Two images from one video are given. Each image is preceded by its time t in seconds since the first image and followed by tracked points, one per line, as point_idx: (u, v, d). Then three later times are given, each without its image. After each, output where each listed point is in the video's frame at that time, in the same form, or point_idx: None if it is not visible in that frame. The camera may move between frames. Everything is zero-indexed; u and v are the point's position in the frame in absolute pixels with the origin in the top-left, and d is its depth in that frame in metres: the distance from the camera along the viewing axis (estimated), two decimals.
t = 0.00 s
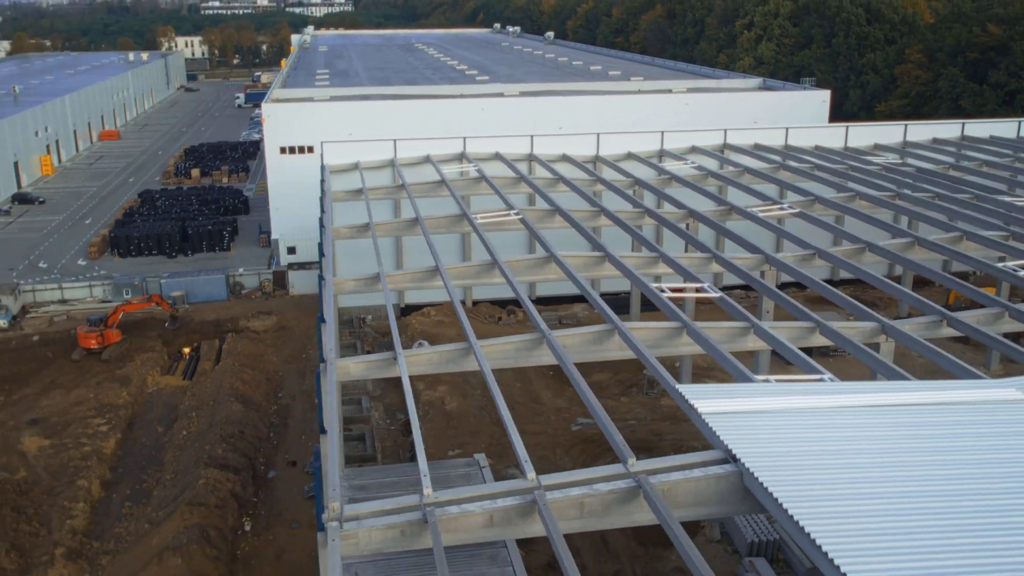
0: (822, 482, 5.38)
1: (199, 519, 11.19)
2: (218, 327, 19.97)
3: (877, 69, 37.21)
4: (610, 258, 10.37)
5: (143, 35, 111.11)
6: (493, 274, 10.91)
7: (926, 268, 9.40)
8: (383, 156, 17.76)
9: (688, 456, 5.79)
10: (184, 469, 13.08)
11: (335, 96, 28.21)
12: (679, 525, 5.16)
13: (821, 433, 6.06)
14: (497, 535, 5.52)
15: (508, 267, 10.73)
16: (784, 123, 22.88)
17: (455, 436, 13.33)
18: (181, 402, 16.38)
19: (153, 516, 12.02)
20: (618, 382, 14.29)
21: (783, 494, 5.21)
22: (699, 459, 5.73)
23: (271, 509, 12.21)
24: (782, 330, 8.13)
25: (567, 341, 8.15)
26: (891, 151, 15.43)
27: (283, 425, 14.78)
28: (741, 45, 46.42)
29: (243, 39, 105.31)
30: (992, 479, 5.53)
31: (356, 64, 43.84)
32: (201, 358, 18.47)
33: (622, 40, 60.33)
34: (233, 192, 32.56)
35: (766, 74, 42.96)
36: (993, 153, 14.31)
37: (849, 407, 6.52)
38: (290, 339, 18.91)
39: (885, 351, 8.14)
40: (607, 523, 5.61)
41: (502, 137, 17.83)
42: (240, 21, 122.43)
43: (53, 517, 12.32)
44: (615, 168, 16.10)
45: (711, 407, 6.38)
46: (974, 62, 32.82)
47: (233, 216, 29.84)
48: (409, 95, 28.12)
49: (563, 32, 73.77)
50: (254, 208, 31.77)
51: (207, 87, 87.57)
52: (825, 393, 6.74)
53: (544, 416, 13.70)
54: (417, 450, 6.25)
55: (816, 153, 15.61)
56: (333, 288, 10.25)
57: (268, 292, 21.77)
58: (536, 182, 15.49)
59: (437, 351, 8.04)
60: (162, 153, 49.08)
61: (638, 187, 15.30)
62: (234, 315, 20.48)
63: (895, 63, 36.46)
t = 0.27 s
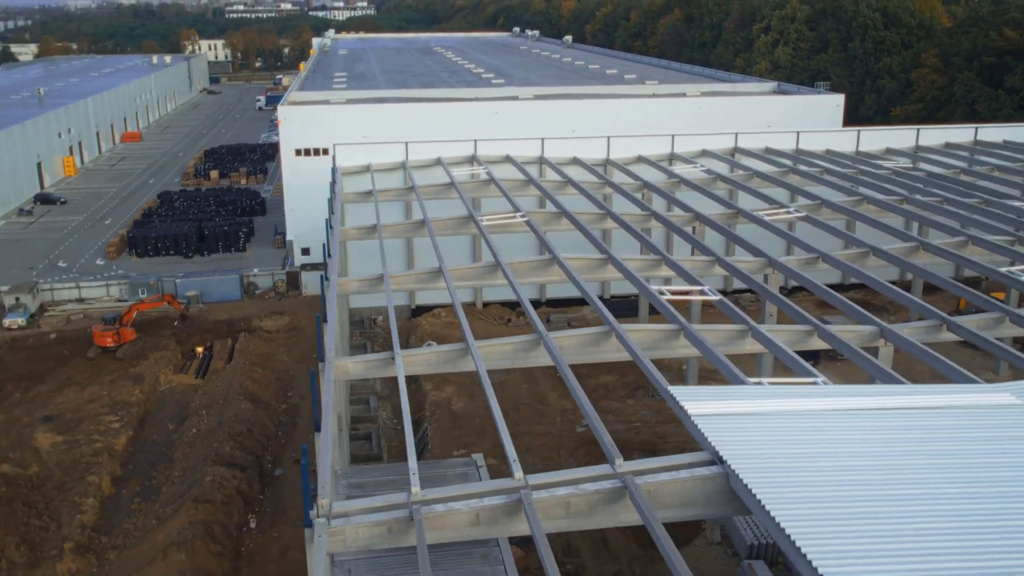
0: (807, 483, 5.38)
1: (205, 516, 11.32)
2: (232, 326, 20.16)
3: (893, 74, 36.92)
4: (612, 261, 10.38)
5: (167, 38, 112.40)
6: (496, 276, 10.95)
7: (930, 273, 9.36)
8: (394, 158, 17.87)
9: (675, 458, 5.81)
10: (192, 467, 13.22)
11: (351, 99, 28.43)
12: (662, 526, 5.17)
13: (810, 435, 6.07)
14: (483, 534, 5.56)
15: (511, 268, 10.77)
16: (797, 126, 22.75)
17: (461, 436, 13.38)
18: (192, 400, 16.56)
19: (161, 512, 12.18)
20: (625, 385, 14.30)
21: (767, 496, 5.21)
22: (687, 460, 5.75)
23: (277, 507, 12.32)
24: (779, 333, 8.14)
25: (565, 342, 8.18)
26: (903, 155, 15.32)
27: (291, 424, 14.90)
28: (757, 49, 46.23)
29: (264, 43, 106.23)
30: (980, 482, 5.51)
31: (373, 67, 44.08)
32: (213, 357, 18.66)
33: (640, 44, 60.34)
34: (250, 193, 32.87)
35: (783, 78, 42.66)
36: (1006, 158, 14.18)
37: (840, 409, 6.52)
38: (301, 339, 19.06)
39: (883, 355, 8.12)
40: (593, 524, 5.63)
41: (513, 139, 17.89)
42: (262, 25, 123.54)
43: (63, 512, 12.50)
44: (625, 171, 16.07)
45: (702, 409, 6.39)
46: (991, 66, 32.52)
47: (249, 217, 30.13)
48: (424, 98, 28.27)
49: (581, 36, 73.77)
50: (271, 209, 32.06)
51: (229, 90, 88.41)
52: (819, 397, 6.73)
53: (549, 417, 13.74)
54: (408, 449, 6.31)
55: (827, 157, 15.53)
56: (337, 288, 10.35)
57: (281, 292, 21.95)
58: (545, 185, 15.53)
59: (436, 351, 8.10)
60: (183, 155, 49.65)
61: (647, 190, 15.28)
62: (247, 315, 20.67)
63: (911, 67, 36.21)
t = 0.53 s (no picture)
0: (794, 487, 5.40)
1: (207, 514, 11.42)
2: (240, 327, 20.30)
3: (904, 77, 36.69)
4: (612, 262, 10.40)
5: (184, 40, 113.28)
6: (497, 277, 10.98)
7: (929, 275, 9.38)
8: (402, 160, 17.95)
9: (663, 458, 5.84)
10: (197, 465, 13.34)
11: (361, 101, 28.57)
12: (647, 526, 5.19)
13: (799, 438, 6.08)
14: (471, 533, 5.58)
15: (512, 270, 10.82)
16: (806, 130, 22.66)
17: (463, 436, 13.41)
18: (199, 399, 16.68)
19: (165, 510, 12.28)
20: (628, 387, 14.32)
21: (752, 499, 5.24)
22: (674, 460, 5.77)
23: (279, 506, 12.40)
24: (775, 335, 8.18)
25: (561, 344, 8.21)
26: (910, 159, 15.26)
27: (296, 423, 14.99)
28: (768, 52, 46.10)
29: (279, 45, 106.83)
30: (967, 488, 5.52)
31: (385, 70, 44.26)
32: (221, 357, 18.79)
33: (652, 47, 60.33)
34: (262, 195, 33.08)
35: (794, 82, 42.49)
36: (1013, 162, 14.12)
37: (831, 413, 6.53)
38: (309, 339, 19.16)
39: (880, 358, 8.14)
40: (581, 523, 5.65)
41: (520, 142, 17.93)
42: (278, 28, 124.27)
43: (70, 509, 12.63)
44: (631, 174, 16.04)
45: (691, 411, 6.44)
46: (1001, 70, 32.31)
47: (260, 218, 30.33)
48: (434, 100, 28.38)
49: (594, 39, 73.72)
50: (282, 211, 32.27)
51: (244, 92, 88.95)
52: (811, 400, 6.74)
53: (552, 419, 13.75)
54: (400, 448, 6.35)
55: (833, 160, 15.46)
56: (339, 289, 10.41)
57: (290, 292, 22.11)
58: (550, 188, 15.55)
59: (432, 352, 8.16)
60: (196, 156, 50.00)
61: (652, 193, 15.26)
62: (256, 315, 20.81)
63: (921, 71, 36.02)
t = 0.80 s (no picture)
0: (778, 488, 5.43)
1: (212, 512, 11.55)
2: (251, 327, 20.48)
3: (916, 81, 36.48)
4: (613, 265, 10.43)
5: (203, 44, 114.38)
6: (499, 279, 11.02)
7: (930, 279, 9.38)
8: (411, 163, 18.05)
9: (650, 460, 5.87)
10: (204, 464, 13.49)
11: (373, 105, 28.74)
12: (630, 526, 5.23)
13: (786, 440, 6.11)
14: (458, 532, 5.63)
15: (514, 273, 10.87)
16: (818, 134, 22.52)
17: (466, 437, 13.48)
18: (209, 399, 16.85)
19: (171, 508, 12.42)
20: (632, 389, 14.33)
21: (735, 501, 5.27)
22: (660, 462, 5.81)
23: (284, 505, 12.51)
24: (771, 339, 8.20)
25: (557, 346, 8.25)
26: (918, 163, 15.18)
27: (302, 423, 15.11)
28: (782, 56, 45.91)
29: (296, 49, 107.64)
30: (952, 491, 5.53)
31: (399, 73, 44.51)
32: (232, 357, 18.96)
33: (666, 51, 60.25)
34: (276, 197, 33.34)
35: (807, 86, 42.30)
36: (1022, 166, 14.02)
37: (821, 415, 6.55)
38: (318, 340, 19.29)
39: (877, 362, 8.16)
40: (567, 524, 5.69)
41: (528, 145, 17.99)
42: (295, 32, 125.17)
43: (79, 506, 12.81)
44: (638, 177, 16.05)
45: (680, 413, 6.47)
46: (1014, 74, 32.02)
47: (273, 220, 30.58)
48: (445, 104, 28.51)
49: (608, 43, 73.76)
50: (295, 213, 32.51)
51: (262, 95, 89.69)
52: (802, 402, 6.75)
53: (555, 420, 13.78)
54: (391, 448, 6.42)
55: (841, 164, 15.40)
56: (341, 290, 10.51)
57: (301, 294, 22.30)
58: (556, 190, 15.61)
59: (430, 353, 8.23)
60: (213, 159, 50.48)
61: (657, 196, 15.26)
62: (267, 316, 20.98)
63: (934, 75, 35.79)
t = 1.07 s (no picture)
0: (765, 489, 5.45)
1: (214, 510, 11.65)
2: (259, 327, 20.61)
3: (925, 85, 36.34)
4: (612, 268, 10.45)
5: (218, 46, 115.20)
6: (500, 280, 11.04)
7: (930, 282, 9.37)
8: (417, 165, 18.11)
9: (639, 460, 5.89)
10: (208, 462, 13.60)
11: (382, 107, 28.88)
12: (616, 526, 5.24)
13: (776, 442, 6.12)
14: (447, 531, 5.65)
15: (514, 275, 10.91)
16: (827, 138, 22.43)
17: (468, 437, 13.53)
18: (215, 398, 16.97)
19: (175, 506, 12.54)
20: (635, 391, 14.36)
21: (722, 502, 5.28)
22: (649, 463, 5.83)
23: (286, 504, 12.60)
24: (767, 341, 8.21)
25: (553, 347, 8.28)
26: (924, 166, 15.13)
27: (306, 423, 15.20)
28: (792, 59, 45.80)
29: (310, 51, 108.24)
30: (941, 493, 5.54)
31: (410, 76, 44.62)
32: (239, 357, 19.08)
33: (677, 54, 60.23)
34: (286, 198, 33.54)
35: (816, 89, 42.19)
36: None
37: (812, 416, 6.55)
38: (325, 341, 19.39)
39: (873, 365, 8.17)
40: (555, 523, 5.71)
41: (534, 148, 18.03)
42: (311, 34, 125.88)
43: (84, 503, 12.94)
44: (643, 179, 16.03)
45: (670, 414, 6.48)
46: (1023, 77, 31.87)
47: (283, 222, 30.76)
48: (454, 106, 28.60)
49: (620, 45, 73.67)
50: (305, 214, 32.70)
51: (275, 98, 90.20)
52: (794, 404, 6.76)
53: (557, 421, 13.81)
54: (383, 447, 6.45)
55: (846, 167, 15.36)
56: (342, 291, 10.57)
57: (309, 294, 22.44)
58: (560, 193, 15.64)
59: (426, 353, 8.28)
60: (225, 161, 50.82)
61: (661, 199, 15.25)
62: (274, 317, 21.11)
63: (943, 78, 35.67)
